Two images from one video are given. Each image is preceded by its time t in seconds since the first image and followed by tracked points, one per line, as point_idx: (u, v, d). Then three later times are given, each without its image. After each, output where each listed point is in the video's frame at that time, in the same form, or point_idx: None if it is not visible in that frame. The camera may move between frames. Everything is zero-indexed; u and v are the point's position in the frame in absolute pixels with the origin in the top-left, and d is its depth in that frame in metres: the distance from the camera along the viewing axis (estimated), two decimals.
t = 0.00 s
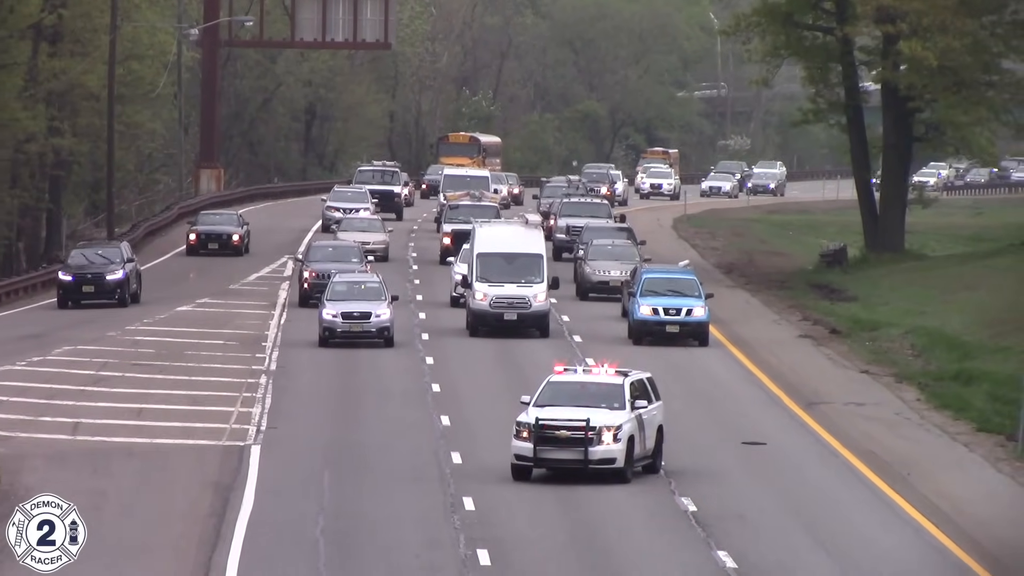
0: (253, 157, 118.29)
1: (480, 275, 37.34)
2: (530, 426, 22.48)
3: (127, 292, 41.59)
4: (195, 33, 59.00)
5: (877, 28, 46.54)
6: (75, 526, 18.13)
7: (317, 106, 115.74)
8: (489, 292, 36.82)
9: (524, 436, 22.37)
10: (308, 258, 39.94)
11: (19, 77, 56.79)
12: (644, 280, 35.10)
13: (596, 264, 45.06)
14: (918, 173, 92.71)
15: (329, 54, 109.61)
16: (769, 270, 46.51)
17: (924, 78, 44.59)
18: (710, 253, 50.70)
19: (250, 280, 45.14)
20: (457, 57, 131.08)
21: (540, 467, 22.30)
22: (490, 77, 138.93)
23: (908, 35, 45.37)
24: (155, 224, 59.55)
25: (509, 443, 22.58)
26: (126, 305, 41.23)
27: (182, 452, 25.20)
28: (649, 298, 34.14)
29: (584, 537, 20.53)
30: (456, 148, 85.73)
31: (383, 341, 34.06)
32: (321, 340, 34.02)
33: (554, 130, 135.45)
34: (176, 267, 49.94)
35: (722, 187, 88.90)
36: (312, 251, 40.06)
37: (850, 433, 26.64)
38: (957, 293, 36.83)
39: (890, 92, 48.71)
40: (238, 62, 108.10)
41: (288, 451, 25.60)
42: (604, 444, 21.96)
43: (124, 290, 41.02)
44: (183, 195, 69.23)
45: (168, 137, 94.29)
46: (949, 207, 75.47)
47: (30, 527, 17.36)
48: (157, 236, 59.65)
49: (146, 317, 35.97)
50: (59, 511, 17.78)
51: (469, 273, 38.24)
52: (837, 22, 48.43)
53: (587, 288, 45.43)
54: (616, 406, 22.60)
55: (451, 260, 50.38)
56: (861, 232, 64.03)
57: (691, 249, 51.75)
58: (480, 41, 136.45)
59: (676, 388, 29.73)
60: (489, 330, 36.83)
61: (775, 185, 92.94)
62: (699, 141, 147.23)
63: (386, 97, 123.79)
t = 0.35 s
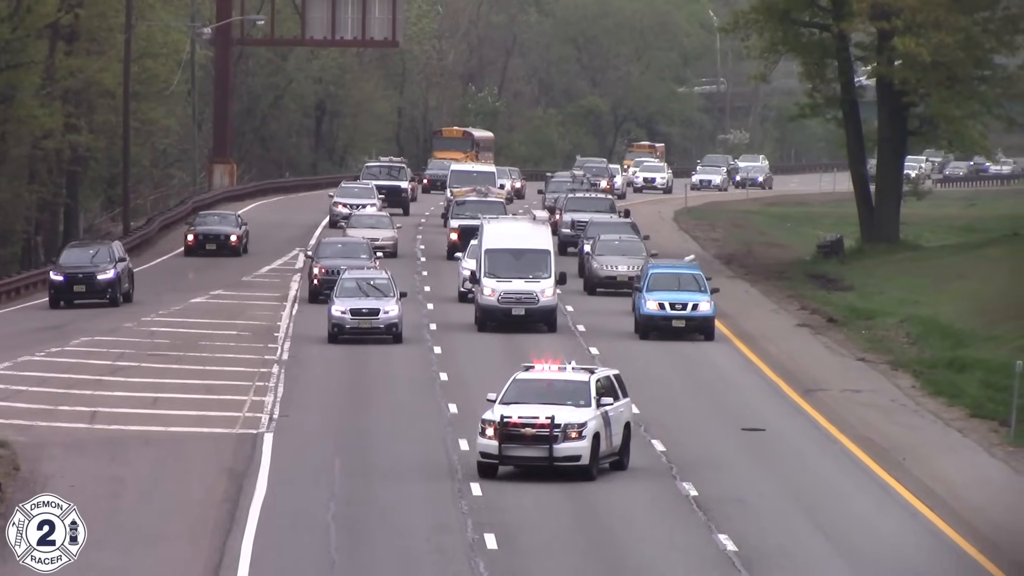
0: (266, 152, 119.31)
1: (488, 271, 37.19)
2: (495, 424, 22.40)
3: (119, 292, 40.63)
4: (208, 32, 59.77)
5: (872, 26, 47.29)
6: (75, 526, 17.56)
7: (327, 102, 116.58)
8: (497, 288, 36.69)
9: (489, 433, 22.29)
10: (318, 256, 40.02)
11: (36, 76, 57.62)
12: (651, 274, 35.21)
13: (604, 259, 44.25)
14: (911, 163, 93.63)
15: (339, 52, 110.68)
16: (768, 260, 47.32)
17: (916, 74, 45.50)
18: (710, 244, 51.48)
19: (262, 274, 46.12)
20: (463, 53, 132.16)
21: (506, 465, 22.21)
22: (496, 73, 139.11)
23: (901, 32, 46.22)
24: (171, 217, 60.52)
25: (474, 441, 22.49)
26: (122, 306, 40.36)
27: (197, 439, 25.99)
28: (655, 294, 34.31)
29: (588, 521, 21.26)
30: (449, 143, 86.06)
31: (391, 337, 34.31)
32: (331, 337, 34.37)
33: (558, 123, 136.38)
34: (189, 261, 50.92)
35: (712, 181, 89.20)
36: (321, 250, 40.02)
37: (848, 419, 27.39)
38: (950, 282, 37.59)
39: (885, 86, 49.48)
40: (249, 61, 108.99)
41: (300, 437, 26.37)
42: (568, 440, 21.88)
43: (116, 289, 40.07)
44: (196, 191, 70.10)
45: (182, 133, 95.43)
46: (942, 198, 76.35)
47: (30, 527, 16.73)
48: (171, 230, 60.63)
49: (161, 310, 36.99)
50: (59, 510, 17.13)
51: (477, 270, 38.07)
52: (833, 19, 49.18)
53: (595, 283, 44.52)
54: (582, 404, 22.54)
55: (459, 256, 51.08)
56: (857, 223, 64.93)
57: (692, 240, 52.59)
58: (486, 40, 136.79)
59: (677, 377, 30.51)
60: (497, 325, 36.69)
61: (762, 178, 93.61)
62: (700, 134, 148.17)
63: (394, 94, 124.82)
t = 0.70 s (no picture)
0: (274, 147, 120.19)
1: (493, 268, 37.17)
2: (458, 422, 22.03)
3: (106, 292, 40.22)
4: (219, 31, 60.63)
5: (865, 24, 48.26)
6: (75, 525, 18.44)
7: (336, 100, 117.46)
8: (502, 284, 36.72)
9: (452, 432, 21.93)
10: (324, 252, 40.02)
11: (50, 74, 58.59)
12: (653, 271, 35.17)
13: (608, 256, 44.53)
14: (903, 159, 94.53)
15: (347, 50, 111.85)
16: (764, 253, 48.07)
17: (908, 70, 46.39)
18: (707, 237, 52.26)
19: (269, 266, 47.00)
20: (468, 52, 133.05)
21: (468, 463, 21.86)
22: (499, 70, 141.42)
23: (894, 29, 47.04)
24: (181, 211, 61.46)
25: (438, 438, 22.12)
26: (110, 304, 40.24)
27: (208, 427, 26.75)
28: (657, 290, 34.36)
29: (587, 507, 21.96)
30: (441, 139, 87.30)
31: (396, 333, 34.36)
32: (336, 333, 34.40)
33: (561, 122, 137.33)
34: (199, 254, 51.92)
35: (701, 175, 89.24)
36: (328, 246, 39.95)
37: (843, 408, 28.09)
38: (941, 274, 38.35)
39: (877, 83, 50.34)
40: (259, 58, 110.81)
41: (307, 426, 27.10)
42: (533, 440, 21.53)
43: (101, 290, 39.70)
44: (206, 185, 70.99)
45: (193, 128, 96.64)
46: (935, 192, 77.17)
47: (30, 527, 17.71)
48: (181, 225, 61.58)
49: (172, 302, 37.97)
50: (58, 510, 18.13)
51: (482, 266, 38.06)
52: (827, 17, 49.93)
53: (600, 279, 44.79)
54: (546, 402, 22.18)
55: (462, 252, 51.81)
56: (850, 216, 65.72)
57: (690, 234, 53.38)
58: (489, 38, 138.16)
59: (676, 369, 31.28)
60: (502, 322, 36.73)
61: (748, 174, 94.35)
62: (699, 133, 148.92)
63: (400, 91, 125.70)
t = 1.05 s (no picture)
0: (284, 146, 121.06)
1: (499, 268, 37.23)
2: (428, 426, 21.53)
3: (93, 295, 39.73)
4: (230, 32, 61.51)
5: (860, 27, 49.29)
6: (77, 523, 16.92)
7: (345, 100, 118.46)
8: (508, 284, 36.75)
9: (423, 437, 21.44)
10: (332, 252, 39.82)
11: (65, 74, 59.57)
12: (658, 271, 35.32)
13: (614, 256, 44.71)
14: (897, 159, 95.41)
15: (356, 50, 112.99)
16: (763, 250, 48.82)
17: (902, 72, 47.29)
18: (706, 234, 53.05)
19: (280, 263, 47.82)
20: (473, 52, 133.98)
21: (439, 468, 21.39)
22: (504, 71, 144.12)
23: (889, 33, 47.95)
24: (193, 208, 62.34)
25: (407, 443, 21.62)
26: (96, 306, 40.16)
27: (220, 418, 27.52)
28: (662, 290, 34.48)
29: (590, 498, 22.68)
30: (436, 139, 88.51)
31: (402, 334, 34.20)
32: (343, 334, 34.37)
33: (563, 121, 138.26)
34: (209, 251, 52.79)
35: (692, 175, 89.68)
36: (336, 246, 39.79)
37: (839, 402, 28.82)
38: (935, 271, 39.14)
39: (872, 84, 51.21)
40: (270, 60, 111.41)
41: (316, 418, 27.84)
42: (505, 443, 21.11)
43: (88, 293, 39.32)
44: (217, 182, 71.81)
45: (207, 128, 97.65)
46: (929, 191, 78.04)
47: (30, 526, 16.26)
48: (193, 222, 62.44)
49: (184, 297, 38.88)
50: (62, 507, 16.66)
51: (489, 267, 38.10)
52: (824, 20, 50.80)
53: (607, 279, 44.96)
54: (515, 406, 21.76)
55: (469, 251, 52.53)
56: (846, 213, 66.50)
57: (690, 231, 54.18)
58: (494, 39, 140.90)
59: (676, 364, 32.07)
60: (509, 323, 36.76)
61: (738, 173, 94.28)
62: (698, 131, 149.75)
63: (407, 92, 126.77)
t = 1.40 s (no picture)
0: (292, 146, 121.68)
1: (505, 270, 37.78)
2: (405, 433, 21.37)
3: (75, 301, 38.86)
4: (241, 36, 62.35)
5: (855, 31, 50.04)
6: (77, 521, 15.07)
7: (353, 102, 119.30)
8: (513, 286, 37.31)
9: (399, 444, 21.28)
10: (338, 253, 40.03)
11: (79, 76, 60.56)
12: (662, 273, 35.57)
13: (618, 258, 45.35)
14: (890, 160, 96.26)
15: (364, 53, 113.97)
16: (762, 248, 49.53)
17: (895, 75, 48.21)
18: (704, 233, 53.82)
19: (288, 260, 48.56)
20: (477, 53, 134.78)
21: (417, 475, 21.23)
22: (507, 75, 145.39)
23: (882, 37, 48.76)
24: (203, 207, 63.12)
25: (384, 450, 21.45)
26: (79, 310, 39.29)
27: (231, 411, 28.29)
28: (665, 293, 34.77)
29: (591, 490, 23.43)
30: (428, 140, 88.83)
31: (406, 336, 34.30)
32: (348, 337, 34.51)
33: (565, 122, 139.04)
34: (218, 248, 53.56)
35: (684, 176, 90.33)
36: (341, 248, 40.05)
37: (833, 397, 29.58)
38: (926, 269, 39.90)
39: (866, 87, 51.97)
40: (278, 61, 113.29)
41: (324, 412, 28.62)
42: (482, 448, 20.98)
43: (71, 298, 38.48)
44: (228, 182, 72.52)
45: (217, 129, 98.61)
46: (922, 191, 78.91)
47: (29, 525, 14.59)
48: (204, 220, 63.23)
49: (195, 293, 39.70)
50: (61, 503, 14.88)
51: (494, 268, 38.69)
52: (820, 25, 51.66)
53: (610, 280, 45.70)
54: (490, 411, 21.63)
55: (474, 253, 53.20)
56: (840, 213, 67.26)
57: (688, 230, 54.94)
58: (497, 42, 142.73)
59: (675, 361, 32.88)
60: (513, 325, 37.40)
61: (726, 173, 94.92)
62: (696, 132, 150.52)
63: (413, 95, 127.80)
